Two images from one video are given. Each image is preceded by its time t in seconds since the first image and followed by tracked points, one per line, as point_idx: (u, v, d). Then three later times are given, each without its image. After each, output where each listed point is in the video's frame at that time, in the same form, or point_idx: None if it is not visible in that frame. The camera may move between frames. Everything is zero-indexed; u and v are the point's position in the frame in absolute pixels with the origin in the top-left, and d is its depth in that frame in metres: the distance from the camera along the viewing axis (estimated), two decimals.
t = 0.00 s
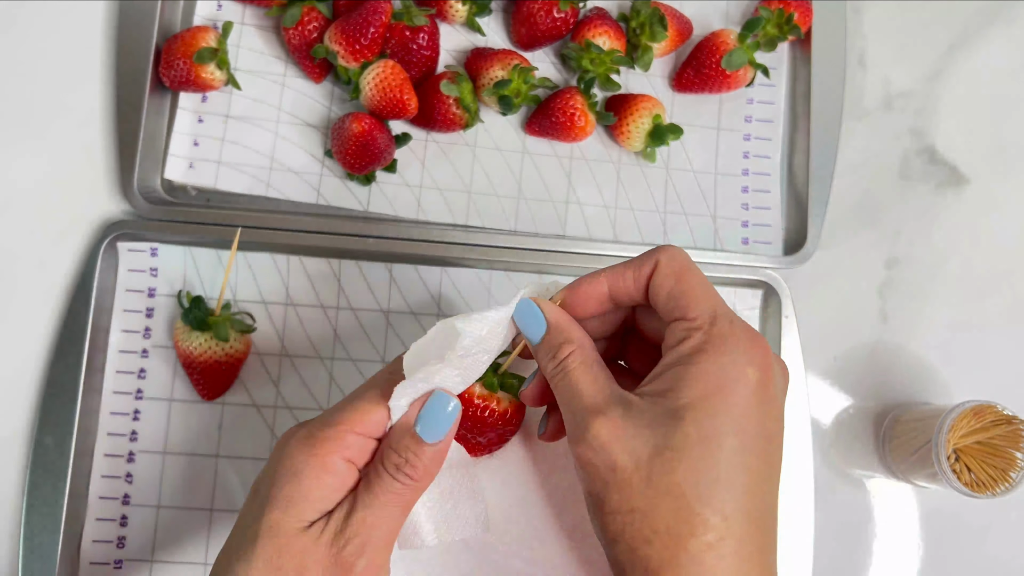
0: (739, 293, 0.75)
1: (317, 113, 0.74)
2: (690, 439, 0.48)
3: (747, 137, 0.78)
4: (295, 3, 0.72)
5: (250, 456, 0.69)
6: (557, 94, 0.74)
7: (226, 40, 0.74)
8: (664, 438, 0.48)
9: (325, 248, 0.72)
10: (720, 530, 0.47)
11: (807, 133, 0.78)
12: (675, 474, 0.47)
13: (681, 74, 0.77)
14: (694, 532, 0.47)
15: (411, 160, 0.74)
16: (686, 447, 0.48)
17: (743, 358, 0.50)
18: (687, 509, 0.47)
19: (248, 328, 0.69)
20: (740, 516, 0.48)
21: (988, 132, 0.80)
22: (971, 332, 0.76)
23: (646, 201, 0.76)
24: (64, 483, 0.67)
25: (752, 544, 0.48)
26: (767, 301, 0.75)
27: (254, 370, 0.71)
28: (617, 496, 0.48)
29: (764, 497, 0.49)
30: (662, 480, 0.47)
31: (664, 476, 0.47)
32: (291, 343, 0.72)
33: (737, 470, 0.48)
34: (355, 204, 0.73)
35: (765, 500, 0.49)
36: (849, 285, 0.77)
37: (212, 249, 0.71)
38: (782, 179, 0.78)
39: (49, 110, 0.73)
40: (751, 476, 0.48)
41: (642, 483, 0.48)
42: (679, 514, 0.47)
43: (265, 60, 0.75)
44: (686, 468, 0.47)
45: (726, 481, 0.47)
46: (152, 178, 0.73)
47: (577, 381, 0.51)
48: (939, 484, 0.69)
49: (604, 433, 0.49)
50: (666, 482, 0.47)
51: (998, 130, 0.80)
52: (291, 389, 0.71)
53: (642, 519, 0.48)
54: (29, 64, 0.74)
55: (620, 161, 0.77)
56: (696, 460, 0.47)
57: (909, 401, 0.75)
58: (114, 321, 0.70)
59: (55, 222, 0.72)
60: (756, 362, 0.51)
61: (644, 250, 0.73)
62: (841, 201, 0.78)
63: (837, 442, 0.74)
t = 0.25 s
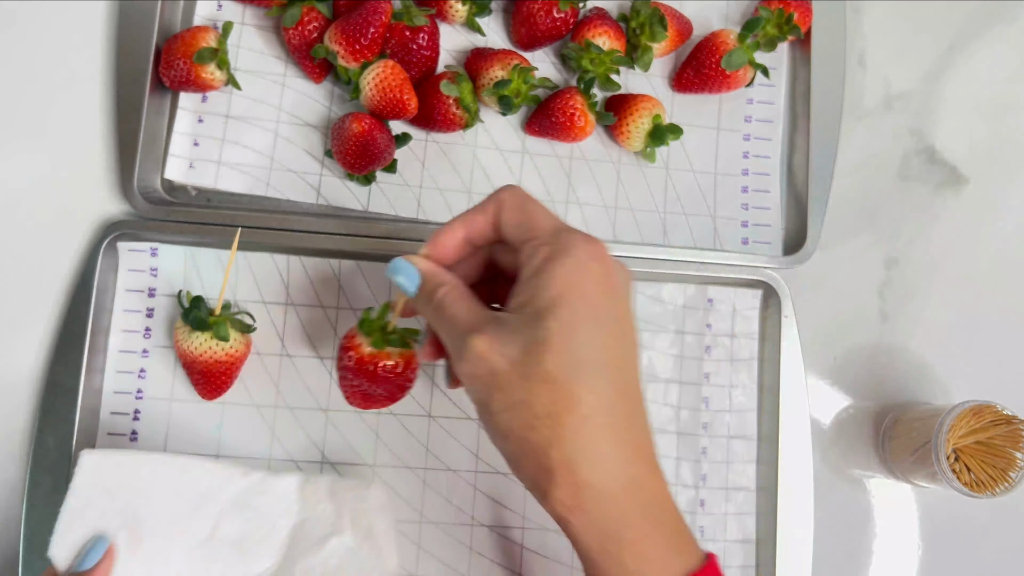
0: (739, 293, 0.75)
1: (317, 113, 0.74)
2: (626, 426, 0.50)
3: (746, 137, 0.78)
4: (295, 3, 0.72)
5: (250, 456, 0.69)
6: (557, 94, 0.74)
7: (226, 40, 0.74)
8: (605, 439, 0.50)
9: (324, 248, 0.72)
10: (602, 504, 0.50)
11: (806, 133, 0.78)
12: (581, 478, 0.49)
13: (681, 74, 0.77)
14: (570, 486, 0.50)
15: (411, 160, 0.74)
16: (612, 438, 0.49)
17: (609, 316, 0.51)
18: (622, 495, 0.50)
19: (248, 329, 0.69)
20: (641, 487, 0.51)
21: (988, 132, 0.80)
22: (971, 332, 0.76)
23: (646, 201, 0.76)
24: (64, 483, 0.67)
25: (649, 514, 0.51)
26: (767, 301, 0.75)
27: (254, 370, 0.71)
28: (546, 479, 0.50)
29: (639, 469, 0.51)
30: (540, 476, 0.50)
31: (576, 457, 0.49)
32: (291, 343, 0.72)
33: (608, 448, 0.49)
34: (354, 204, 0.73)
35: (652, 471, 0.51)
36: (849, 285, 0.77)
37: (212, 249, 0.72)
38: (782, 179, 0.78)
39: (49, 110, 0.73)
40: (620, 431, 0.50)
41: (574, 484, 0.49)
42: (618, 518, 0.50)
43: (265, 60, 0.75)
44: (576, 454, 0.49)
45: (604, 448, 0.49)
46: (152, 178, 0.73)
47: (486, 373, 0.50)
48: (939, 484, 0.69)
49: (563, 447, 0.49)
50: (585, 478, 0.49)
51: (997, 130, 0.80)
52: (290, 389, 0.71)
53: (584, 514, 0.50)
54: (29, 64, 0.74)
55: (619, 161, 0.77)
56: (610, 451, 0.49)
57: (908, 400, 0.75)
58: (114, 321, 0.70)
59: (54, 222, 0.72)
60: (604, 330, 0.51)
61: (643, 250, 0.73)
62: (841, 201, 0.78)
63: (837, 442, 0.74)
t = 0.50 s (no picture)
0: (738, 293, 0.75)
1: (318, 114, 0.75)
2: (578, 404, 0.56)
3: (745, 138, 0.78)
4: (296, 4, 0.72)
5: (251, 456, 0.70)
6: (557, 95, 0.74)
7: (227, 42, 0.74)
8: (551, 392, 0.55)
9: (325, 248, 0.72)
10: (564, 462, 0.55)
11: (805, 134, 0.79)
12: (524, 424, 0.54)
13: (681, 75, 0.77)
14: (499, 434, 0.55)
15: (411, 161, 0.75)
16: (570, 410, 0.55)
17: (563, 311, 0.57)
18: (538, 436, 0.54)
19: (248, 329, 0.69)
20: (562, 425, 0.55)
21: (986, 132, 0.80)
22: (969, 332, 0.77)
23: (645, 202, 0.76)
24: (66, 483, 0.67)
25: (585, 456, 0.55)
26: (765, 302, 0.75)
27: (255, 370, 0.71)
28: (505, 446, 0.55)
29: (573, 435, 0.55)
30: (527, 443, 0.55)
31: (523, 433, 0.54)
32: (292, 343, 0.72)
33: (541, 393, 0.55)
34: (355, 205, 0.73)
35: (582, 417, 0.56)
36: (847, 285, 0.77)
37: (213, 250, 0.72)
38: (780, 180, 0.78)
39: (52, 111, 0.74)
40: (556, 376, 0.55)
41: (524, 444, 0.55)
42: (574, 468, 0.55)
43: (266, 62, 0.75)
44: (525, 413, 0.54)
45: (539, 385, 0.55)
46: (153, 179, 0.73)
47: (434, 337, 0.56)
48: (937, 483, 0.69)
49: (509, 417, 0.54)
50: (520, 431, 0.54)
51: (995, 131, 0.80)
52: (292, 389, 0.71)
53: (548, 475, 0.55)
54: (32, 65, 0.74)
55: (619, 162, 0.77)
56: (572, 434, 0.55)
57: (906, 400, 0.75)
58: (117, 322, 0.70)
59: (55, 223, 0.72)
60: (535, 327, 0.55)
61: (642, 251, 0.74)
62: (840, 201, 0.79)
63: (835, 442, 0.74)
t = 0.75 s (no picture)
0: (737, 293, 0.75)
1: (318, 114, 0.75)
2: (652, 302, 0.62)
3: (745, 138, 0.78)
4: (296, 5, 0.72)
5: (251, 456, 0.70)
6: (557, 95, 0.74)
7: (228, 42, 0.74)
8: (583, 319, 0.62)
9: (325, 247, 0.72)
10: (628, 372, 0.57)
11: (804, 134, 0.79)
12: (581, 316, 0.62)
13: (680, 76, 0.78)
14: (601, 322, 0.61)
15: (411, 160, 0.75)
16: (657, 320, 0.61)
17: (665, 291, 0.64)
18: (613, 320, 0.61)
19: (249, 329, 0.69)
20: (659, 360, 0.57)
21: (986, 132, 0.80)
22: (969, 332, 0.77)
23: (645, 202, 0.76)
24: (66, 483, 0.67)
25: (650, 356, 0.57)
26: (765, 302, 0.75)
27: (255, 370, 0.71)
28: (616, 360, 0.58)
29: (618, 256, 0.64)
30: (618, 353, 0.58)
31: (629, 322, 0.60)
32: (292, 343, 0.72)
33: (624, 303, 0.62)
34: (355, 205, 0.74)
35: (637, 304, 0.61)
36: (847, 285, 0.77)
37: (214, 249, 0.72)
38: (780, 180, 0.78)
39: (52, 111, 0.74)
40: (603, 257, 0.63)
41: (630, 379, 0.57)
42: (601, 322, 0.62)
43: (266, 62, 0.75)
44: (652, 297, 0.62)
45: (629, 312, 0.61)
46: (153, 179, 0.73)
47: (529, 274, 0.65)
48: (937, 483, 0.69)
49: (591, 366, 0.58)
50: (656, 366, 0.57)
51: (995, 131, 0.80)
52: (292, 389, 0.71)
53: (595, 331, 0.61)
54: (32, 65, 0.74)
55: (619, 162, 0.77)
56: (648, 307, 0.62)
57: (905, 400, 0.75)
58: (117, 322, 0.70)
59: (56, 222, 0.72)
60: (602, 259, 0.63)
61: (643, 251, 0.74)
62: (839, 201, 0.79)
63: (834, 441, 0.74)
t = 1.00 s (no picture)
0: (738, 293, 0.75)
1: (318, 113, 0.75)
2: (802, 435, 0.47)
3: (745, 138, 0.78)
4: (294, 4, 0.71)
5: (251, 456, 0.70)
6: (557, 94, 0.74)
7: (227, 41, 0.74)
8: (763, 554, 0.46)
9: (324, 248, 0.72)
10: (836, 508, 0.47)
11: (805, 134, 0.79)
12: None
13: (681, 75, 0.77)
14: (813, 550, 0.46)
15: (411, 160, 0.75)
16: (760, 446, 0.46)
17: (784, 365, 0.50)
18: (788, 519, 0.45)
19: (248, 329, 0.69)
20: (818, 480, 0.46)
21: (986, 131, 0.80)
22: (969, 331, 0.77)
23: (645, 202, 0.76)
24: (64, 483, 0.67)
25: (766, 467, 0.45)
26: (766, 302, 0.75)
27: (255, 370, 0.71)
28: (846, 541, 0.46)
29: (810, 448, 0.47)
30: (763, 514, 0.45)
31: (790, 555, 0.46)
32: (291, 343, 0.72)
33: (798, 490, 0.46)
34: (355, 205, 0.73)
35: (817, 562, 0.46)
36: (848, 285, 0.77)
37: (212, 250, 0.72)
38: (781, 180, 0.78)
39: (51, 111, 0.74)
40: (783, 442, 0.46)
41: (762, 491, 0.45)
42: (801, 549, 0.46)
43: (266, 62, 0.75)
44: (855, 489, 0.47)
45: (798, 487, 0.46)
46: (152, 179, 0.73)
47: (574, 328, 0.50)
48: (937, 483, 0.69)
49: None
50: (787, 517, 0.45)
51: (996, 130, 0.80)
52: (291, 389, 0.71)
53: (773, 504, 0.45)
54: (31, 64, 0.74)
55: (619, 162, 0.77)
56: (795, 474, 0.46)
57: (906, 400, 0.75)
58: (116, 322, 0.70)
59: (55, 222, 0.72)
60: (774, 445, 0.46)
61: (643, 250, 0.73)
62: (839, 201, 0.79)
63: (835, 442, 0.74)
